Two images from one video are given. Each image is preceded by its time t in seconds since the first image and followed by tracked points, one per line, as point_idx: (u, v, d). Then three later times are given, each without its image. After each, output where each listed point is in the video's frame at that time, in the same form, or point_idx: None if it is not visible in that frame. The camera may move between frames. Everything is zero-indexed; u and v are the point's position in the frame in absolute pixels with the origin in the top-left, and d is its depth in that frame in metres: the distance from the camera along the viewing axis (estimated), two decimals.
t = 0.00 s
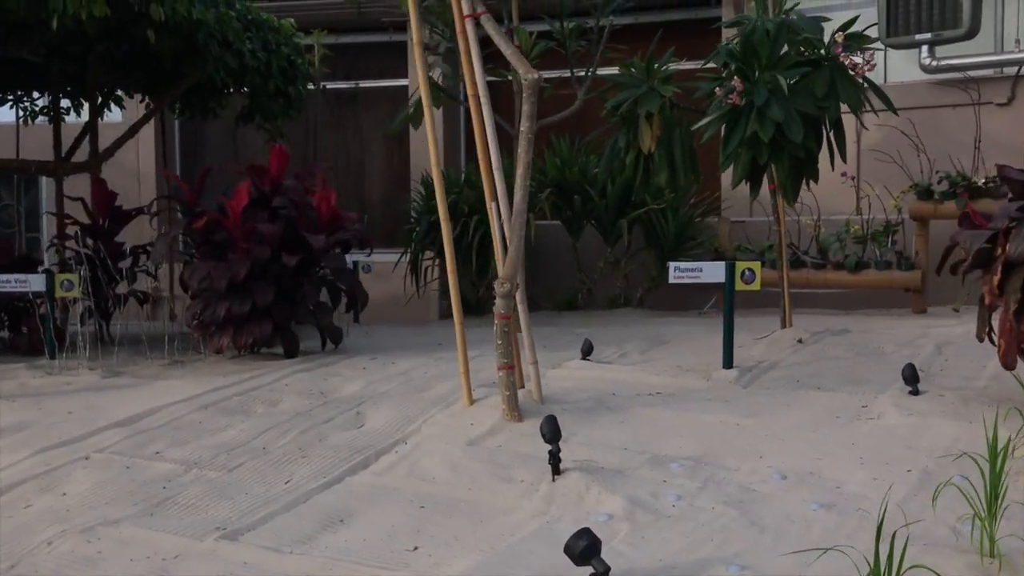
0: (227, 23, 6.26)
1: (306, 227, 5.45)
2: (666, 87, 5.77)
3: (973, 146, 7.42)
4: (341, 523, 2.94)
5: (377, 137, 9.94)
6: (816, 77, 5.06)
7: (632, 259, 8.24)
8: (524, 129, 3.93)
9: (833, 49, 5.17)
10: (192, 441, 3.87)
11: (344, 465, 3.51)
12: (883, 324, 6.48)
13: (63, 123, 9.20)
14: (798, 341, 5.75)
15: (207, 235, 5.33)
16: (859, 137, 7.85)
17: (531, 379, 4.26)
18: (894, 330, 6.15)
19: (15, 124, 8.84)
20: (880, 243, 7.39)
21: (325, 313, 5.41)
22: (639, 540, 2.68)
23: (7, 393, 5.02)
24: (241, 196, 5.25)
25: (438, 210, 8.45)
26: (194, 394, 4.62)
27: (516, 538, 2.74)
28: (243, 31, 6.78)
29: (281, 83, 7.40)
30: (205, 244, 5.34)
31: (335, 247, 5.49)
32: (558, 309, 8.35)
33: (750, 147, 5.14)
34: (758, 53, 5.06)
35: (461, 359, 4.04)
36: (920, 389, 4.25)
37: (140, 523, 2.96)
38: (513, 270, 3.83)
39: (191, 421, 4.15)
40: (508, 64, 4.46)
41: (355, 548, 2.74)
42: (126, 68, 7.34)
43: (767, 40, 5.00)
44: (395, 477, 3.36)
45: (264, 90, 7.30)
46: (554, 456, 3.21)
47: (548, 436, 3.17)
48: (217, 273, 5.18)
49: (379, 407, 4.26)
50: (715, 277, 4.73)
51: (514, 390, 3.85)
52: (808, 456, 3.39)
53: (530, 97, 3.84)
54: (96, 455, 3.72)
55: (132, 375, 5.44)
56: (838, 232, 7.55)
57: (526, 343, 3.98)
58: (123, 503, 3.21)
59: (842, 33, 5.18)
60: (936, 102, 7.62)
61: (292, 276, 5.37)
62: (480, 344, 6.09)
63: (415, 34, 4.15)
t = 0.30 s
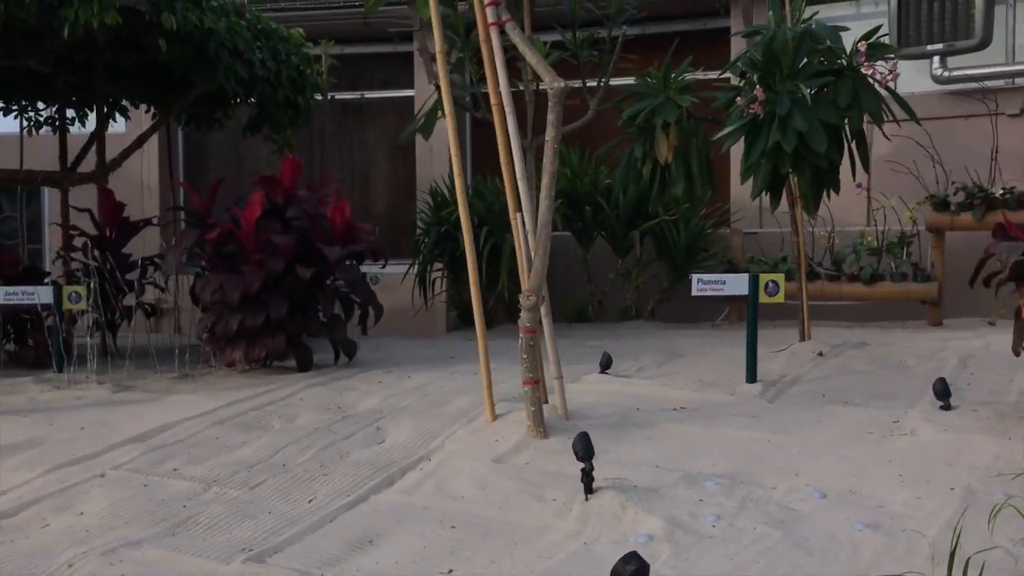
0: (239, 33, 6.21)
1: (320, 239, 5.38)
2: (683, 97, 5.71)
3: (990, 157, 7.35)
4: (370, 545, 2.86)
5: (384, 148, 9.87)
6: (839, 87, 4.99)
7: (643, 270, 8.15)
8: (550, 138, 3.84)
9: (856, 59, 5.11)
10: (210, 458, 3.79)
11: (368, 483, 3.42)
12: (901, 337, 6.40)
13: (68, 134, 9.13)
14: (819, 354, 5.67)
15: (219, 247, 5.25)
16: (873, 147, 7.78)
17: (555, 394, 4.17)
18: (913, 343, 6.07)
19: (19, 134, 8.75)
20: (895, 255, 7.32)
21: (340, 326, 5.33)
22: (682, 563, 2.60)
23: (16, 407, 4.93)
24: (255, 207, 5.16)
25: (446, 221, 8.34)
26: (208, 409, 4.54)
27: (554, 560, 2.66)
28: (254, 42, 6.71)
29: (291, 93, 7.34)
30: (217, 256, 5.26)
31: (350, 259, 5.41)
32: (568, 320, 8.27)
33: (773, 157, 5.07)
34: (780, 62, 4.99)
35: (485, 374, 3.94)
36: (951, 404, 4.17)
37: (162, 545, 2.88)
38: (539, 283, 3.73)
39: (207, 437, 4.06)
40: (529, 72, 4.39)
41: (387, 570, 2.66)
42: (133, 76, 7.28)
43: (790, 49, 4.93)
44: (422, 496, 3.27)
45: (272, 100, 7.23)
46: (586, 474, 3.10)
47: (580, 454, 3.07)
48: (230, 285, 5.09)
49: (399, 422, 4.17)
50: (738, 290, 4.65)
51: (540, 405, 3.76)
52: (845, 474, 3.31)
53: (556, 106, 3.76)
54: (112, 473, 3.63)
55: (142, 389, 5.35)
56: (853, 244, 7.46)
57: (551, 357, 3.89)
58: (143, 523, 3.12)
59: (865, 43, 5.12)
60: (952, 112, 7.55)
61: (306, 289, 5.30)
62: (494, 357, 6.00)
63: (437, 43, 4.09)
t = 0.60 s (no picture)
0: (255, 42, 6.14)
1: (339, 250, 5.29)
2: (707, 106, 5.63)
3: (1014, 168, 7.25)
4: (406, 567, 2.76)
5: (394, 158, 9.81)
6: (869, 96, 4.91)
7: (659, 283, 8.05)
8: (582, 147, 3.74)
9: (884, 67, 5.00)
10: (232, 474, 3.69)
11: (398, 501, 3.33)
12: (926, 350, 6.30)
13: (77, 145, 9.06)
14: (845, 368, 5.58)
15: (237, 259, 5.16)
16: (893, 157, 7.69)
17: (586, 409, 4.06)
18: (939, 356, 5.98)
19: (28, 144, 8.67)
20: (916, 266, 7.23)
21: (360, 338, 5.24)
22: None
23: (28, 422, 4.82)
24: (273, 218, 5.07)
25: (460, 231, 8.21)
26: (227, 423, 4.44)
27: None
28: (269, 51, 6.62)
29: (304, 104, 7.27)
30: (234, 268, 5.17)
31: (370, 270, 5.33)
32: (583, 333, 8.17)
33: (801, 167, 4.98)
34: (808, 70, 4.91)
35: (515, 389, 3.84)
36: (991, 419, 4.07)
37: (191, 568, 2.78)
38: (571, 295, 3.62)
39: (228, 452, 3.97)
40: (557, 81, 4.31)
41: None
42: (146, 85, 7.21)
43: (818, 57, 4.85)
44: (455, 514, 3.17)
45: (286, 110, 7.16)
46: (626, 494, 3.00)
47: (621, 472, 2.97)
48: (248, 297, 5.00)
49: (424, 437, 4.07)
50: (768, 302, 4.56)
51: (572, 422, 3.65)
52: (890, 491, 3.21)
53: (588, 115, 3.67)
54: (132, 490, 3.54)
55: (157, 402, 5.25)
56: (874, 256, 7.35)
57: (583, 371, 3.78)
58: (169, 543, 3.02)
59: (893, 51, 5.03)
60: (973, 122, 7.47)
61: (325, 300, 5.21)
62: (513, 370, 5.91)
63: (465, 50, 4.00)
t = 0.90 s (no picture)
0: (274, 52, 6.08)
1: (362, 261, 5.22)
2: (733, 116, 5.57)
3: None
4: None
5: (407, 169, 9.75)
6: (901, 105, 4.83)
7: (677, 294, 7.96)
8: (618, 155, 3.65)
9: (917, 76, 4.98)
10: (260, 491, 3.60)
11: (433, 518, 3.23)
12: (955, 363, 6.20)
13: (91, 156, 9.01)
14: (876, 381, 5.48)
15: (258, 270, 5.10)
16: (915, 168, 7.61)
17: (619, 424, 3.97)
18: (968, 369, 5.88)
19: (40, 155, 8.60)
20: (940, 278, 7.13)
21: (383, 351, 5.17)
22: None
23: (46, 436, 4.73)
24: (295, 229, 5.00)
25: (476, 242, 8.09)
26: (249, 438, 4.35)
27: None
28: (288, 60, 6.56)
29: (321, 114, 7.20)
30: (256, 280, 5.10)
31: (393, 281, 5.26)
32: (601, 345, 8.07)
33: (832, 176, 4.89)
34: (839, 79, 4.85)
35: (548, 404, 3.75)
36: None
37: None
38: (608, 308, 3.51)
39: (254, 468, 3.88)
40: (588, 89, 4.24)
41: None
42: (162, 94, 7.16)
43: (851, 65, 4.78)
44: (493, 533, 3.08)
45: (303, 121, 7.10)
46: (672, 513, 2.90)
47: (667, 491, 2.87)
48: (271, 309, 4.93)
49: (454, 453, 3.98)
50: (801, 314, 4.50)
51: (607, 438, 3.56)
52: (942, 510, 3.12)
53: (624, 122, 3.58)
54: (159, 507, 3.45)
55: (176, 416, 5.16)
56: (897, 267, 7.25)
57: (618, 386, 3.69)
58: (200, 565, 2.93)
59: (926, 59, 4.99)
60: (995, 131, 7.39)
61: (348, 312, 5.13)
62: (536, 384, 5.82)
63: (497, 56, 3.93)
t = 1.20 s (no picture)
0: (297, 60, 6.03)
1: (389, 270, 5.15)
2: (764, 123, 5.50)
3: None
4: None
5: (424, 178, 9.68)
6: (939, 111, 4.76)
7: (700, 304, 7.84)
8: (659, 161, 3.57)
9: (955, 81, 4.90)
10: (295, 506, 3.52)
11: (476, 535, 3.15)
12: (987, 374, 6.10)
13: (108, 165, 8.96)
14: (910, 393, 5.37)
15: (283, 280, 5.03)
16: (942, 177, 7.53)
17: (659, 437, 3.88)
18: (1002, 380, 5.78)
19: (57, 163, 8.55)
20: (969, 287, 7.04)
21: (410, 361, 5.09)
22: None
23: (71, 448, 4.65)
24: (322, 238, 4.93)
25: (497, 251, 8.00)
26: (278, 451, 4.27)
27: None
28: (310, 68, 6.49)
29: (342, 122, 7.14)
30: (281, 290, 5.04)
31: (420, 291, 5.19)
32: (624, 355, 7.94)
33: (869, 184, 4.80)
34: (875, 85, 4.78)
35: (587, 418, 3.66)
36: None
37: None
38: (650, 318, 3.43)
39: (287, 482, 3.79)
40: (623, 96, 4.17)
41: None
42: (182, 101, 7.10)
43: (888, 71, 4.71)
44: (540, 550, 3.00)
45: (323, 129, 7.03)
46: (725, 532, 2.83)
47: (721, 508, 2.80)
48: (297, 319, 4.86)
49: (489, 467, 3.89)
50: (840, 325, 4.41)
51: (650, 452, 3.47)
52: (1000, 526, 3.03)
53: (666, 128, 3.51)
54: (193, 523, 3.37)
55: (200, 428, 5.08)
56: (924, 277, 7.16)
57: (659, 398, 3.60)
58: None
59: (965, 65, 4.92)
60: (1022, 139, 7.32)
61: (374, 322, 5.06)
62: (563, 395, 5.72)
63: (534, 61, 3.86)
